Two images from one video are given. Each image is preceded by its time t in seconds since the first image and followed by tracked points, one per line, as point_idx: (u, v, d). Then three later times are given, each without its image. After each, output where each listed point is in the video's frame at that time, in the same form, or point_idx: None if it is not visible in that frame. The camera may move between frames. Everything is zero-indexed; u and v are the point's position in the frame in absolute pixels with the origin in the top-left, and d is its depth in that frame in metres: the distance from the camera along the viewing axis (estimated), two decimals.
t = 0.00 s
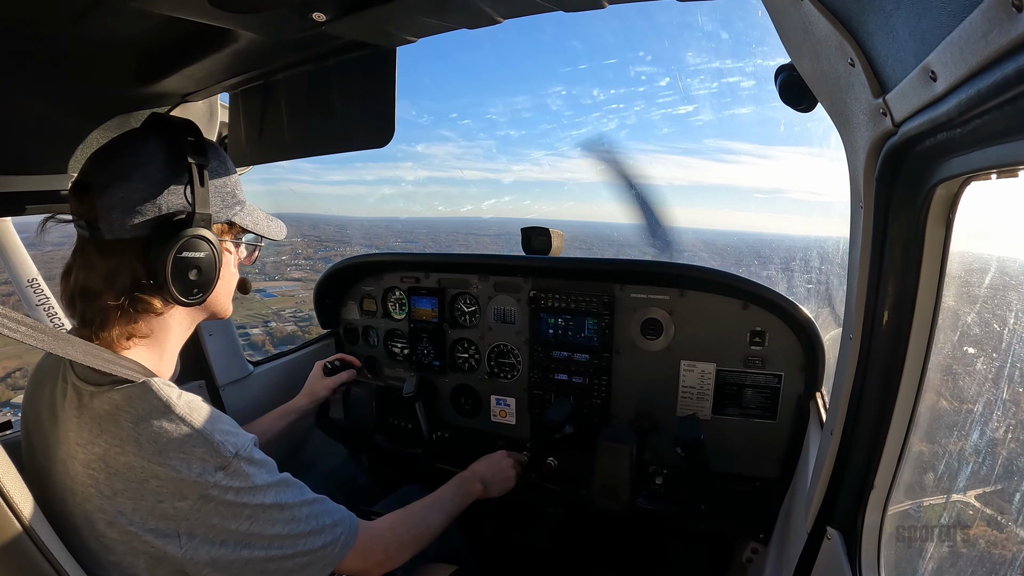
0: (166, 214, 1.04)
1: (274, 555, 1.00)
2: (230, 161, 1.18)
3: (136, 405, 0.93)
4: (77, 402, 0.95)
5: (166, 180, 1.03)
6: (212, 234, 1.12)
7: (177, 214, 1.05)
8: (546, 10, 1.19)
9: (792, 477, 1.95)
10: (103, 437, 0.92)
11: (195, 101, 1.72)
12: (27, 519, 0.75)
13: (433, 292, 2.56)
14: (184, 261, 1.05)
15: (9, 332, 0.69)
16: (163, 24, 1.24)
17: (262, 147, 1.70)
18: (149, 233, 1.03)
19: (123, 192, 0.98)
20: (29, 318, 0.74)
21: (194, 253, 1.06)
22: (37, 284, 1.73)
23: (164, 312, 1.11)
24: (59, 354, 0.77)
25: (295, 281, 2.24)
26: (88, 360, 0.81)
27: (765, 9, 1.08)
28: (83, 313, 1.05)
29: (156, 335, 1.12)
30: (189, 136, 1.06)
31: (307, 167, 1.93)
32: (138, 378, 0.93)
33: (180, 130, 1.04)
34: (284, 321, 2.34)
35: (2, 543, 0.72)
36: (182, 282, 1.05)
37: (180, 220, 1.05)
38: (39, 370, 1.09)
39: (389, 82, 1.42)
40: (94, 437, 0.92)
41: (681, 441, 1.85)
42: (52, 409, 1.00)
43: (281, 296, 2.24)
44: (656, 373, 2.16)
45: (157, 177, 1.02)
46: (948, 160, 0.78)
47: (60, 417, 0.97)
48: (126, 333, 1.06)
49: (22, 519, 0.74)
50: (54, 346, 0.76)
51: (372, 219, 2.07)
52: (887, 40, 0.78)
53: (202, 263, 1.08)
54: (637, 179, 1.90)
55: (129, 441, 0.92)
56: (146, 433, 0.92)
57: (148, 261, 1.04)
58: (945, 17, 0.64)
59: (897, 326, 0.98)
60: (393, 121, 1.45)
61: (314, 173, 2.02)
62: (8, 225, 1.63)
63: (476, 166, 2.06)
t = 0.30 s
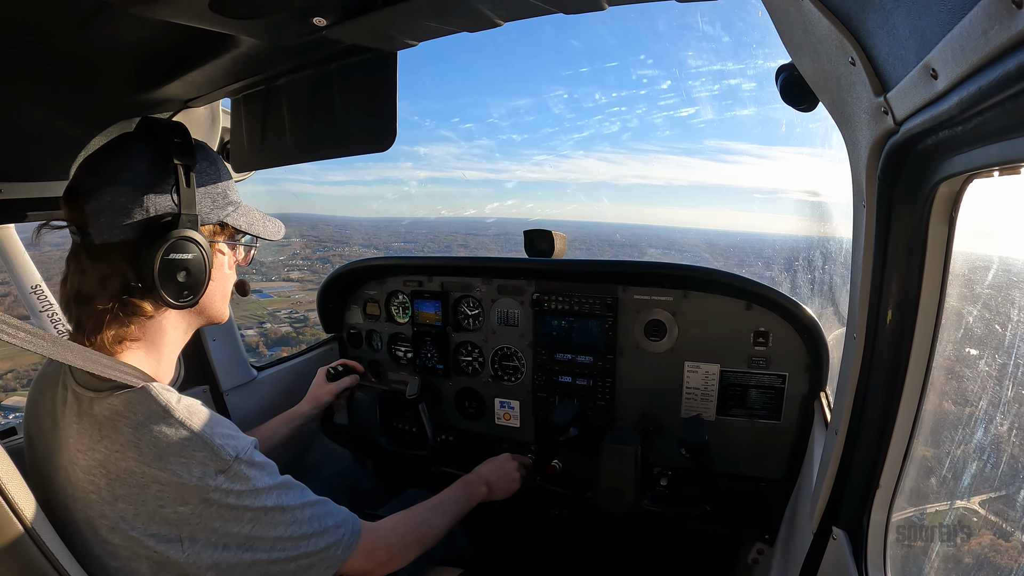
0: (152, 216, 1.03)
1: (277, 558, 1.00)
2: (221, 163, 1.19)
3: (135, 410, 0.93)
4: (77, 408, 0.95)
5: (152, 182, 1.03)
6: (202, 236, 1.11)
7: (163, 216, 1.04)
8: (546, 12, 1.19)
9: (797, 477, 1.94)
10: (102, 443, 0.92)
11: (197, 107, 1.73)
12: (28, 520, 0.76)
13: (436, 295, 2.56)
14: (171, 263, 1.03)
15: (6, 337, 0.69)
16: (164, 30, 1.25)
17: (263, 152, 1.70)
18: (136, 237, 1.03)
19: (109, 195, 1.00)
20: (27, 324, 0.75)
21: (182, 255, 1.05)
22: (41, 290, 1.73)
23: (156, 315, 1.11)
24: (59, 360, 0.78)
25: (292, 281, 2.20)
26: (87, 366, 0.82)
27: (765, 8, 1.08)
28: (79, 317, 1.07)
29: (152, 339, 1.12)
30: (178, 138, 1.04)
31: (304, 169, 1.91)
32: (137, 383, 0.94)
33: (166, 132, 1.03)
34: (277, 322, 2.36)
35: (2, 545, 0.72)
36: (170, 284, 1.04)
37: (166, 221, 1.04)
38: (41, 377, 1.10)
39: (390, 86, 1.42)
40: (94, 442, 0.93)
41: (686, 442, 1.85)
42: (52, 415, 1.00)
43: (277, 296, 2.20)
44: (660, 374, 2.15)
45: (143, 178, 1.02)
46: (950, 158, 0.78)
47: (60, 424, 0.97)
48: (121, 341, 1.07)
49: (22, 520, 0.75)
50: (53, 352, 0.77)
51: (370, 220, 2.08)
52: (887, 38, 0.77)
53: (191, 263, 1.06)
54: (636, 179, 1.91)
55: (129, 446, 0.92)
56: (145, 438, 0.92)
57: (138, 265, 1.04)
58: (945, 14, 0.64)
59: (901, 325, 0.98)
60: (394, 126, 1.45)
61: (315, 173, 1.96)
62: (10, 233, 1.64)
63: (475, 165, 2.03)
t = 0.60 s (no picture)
0: (144, 216, 1.04)
1: (278, 557, 1.01)
2: (216, 161, 1.17)
3: (136, 409, 0.93)
4: (78, 408, 0.96)
5: (142, 182, 1.03)
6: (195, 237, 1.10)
7: (155, 216, 1.05)
8: (547, 12, 1.19)
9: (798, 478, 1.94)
10: (103, 442, 0.93)
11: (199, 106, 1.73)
12: (30, 518, 0.76)
13: (437, 295, 2.56)
14: (160, 261, 1.03)
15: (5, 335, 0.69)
16: (167, 30, 1.25)
17: (265, 152, 1.71)
18: (128, 236, 1.03)
19: (101, 195, 1.00)
20: (27, 323, 0.75)
21: (170, 254, 1.04)
22: (43, 289, 1.73)
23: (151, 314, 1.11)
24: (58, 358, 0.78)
25: (291, 282, 2.20)
26: (83, 362, 0.82)
27: (767, 9, 1.08)
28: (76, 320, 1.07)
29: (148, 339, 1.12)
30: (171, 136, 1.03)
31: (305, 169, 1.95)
32: (137, 382, 0.94)
33: (158, 131, 1.02)
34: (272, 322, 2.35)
35: (4, 544, 0.72)
36: (161, 282, 1.03)
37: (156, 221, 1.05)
38: (42, 378, 1.10)
39: (392, 86, 1.42)
40: (95, 442, 0.93)
41: (688, 443, 1.85)
42: (53, 415, 1.01)
43: (273, 297, 2.19)
44: (661, 375, 2.15)
45: (134, 178, 1.02)
46: (952, 159, 0.78)
47: (61, 423, 0.98)
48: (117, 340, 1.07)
49: (25, 519, 0.75)
50: (52, 350, 0.77)
51: (371, 221, 2.09)
52: (890, 39, 0.77)
53: (181, 262, 1.05)
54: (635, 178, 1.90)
55: (129, 446, 0.92)
56: (146, 438, 0.93)
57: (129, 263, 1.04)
58: (947, 15, 0.64)
59: (903, 326, 0.98)
60: (395, 126, 1.44)
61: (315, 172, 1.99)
62: (12, 231, 1.64)
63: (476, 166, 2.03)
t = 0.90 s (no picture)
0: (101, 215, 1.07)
1: (272, 550, 1.00)
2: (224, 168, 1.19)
3: (132, 401, 0.93)
4: (76, 398, 0.96)
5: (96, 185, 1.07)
6: (145, 238, 1.08)
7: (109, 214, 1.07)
8: (549, 12, 1.19)
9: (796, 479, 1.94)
10: (99, 432, 0.93)
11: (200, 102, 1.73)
12: (31, 521, 0.76)
13: (437, 293, 2.56)
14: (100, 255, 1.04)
15: None
16: (168, 26, 1.25)
17: (266, 148, 1.71)
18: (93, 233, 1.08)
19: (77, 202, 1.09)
20: (20, 318, 0.75)
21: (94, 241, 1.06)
22: (42, 283, 1.73)
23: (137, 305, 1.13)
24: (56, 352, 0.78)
25: (289, 284, 2.18)
26: (83, 358, 0.81)
27: (769, 10, 1.08)
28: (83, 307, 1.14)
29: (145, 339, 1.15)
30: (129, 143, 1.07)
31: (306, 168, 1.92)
32: (133, 374, 0.93)
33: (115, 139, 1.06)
34: (268, 324, 2.31)
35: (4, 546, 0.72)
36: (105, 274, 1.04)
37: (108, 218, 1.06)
38: (43, 371, 1.10)
39: (393, 84, 1.42)
40: (92, 431, 0.93)
41: (686, 444, 1.85)
42: (53, 405, 1.01)
43: (271, 299, 2.17)
44: (659, 375, 2.15)
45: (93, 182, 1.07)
46: (953, 162, 0.78)
47: (59, 413, 0.98)
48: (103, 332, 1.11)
49: (26, 521, 0.75)
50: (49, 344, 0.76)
51: (372, 222, 2.11)
52: (891, 42, 0.77)
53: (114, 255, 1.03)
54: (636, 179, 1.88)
55: (125, 436, 0.92)
56: (141, 429, 0.93)
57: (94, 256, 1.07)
58: (949, 18, 0.64)
59: (902, 328, 0.98)
60: (396, 123, 1.43)
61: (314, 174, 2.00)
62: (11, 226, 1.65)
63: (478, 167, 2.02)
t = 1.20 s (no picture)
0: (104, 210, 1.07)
1: (268, 542, 1.00)
2: (222, 168, 1.19)
3: (128, 391, 0.93)
4: (71, 390, 0.95)
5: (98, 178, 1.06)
6: (139, 235, 1.08)
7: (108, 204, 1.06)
8: (548, 11, 1.19)
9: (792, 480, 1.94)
10: (94, 422, 0.92)
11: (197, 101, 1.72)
12: (30, 521, 0.77)
13: (433, 293, 2.56)
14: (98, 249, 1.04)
15: None
16: (165, 24, 1.24)
17: (263, 147, 1.70)
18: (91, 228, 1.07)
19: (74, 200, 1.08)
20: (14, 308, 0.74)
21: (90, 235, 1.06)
22: (37, 282, 1.74)
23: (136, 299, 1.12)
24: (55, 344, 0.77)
25: (287, 286, 2.24)
26: (81, 350, 0.81)
27: (767, 11, 1.08)
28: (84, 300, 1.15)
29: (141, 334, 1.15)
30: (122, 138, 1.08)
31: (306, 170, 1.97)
32: (129, 364, 0.92)
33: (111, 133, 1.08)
34: (263, 327, 2.36)
35: (4, 546, 0.73)
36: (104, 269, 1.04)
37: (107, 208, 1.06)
38: (37, 368, 1.09)
39: (391, 83, 1.41)
40: (86, 422, 0.93)
41: (684, 447, 1.86)
42: (48, 398, 1.01)
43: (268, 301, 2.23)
44: (656, 375, 2.15)
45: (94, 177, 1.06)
46: (950, 164, 0.78)
47: (54, 406, 0.98)
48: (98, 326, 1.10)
49: (24, 521, 0.76)
50: (47, 335, 0.76)
51: (371, 223, 2.08)
52: (889, 43, 0.78)
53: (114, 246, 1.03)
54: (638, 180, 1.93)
55: (119, 426, 0.92)
56: (137, 419, 0.92)
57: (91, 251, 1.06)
58: (946, 21, 0.65)
59: (898, 330, 0.98)
60: (392, 125, 1.44)
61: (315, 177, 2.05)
62: (7, 223, 1.64)
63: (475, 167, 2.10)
